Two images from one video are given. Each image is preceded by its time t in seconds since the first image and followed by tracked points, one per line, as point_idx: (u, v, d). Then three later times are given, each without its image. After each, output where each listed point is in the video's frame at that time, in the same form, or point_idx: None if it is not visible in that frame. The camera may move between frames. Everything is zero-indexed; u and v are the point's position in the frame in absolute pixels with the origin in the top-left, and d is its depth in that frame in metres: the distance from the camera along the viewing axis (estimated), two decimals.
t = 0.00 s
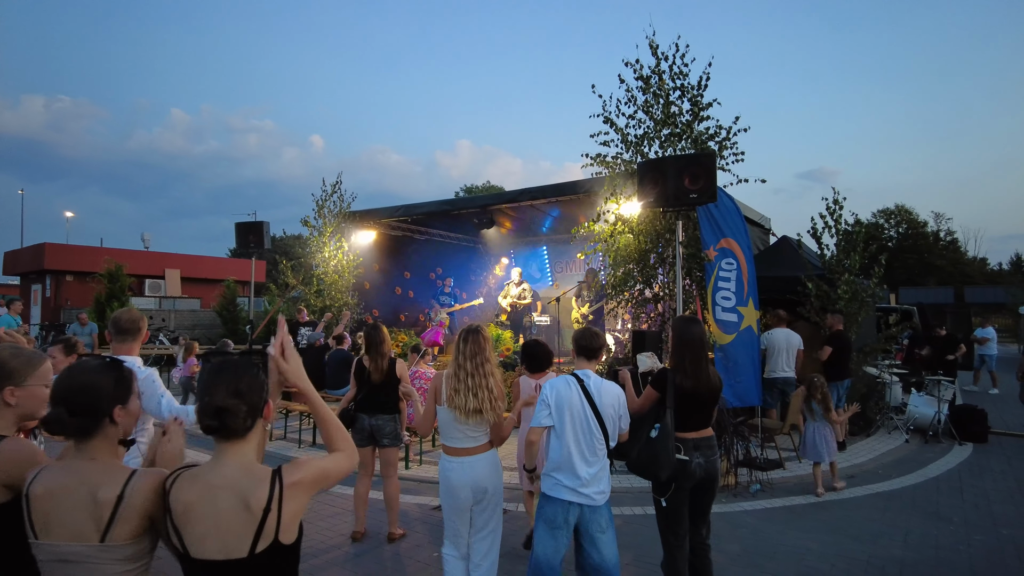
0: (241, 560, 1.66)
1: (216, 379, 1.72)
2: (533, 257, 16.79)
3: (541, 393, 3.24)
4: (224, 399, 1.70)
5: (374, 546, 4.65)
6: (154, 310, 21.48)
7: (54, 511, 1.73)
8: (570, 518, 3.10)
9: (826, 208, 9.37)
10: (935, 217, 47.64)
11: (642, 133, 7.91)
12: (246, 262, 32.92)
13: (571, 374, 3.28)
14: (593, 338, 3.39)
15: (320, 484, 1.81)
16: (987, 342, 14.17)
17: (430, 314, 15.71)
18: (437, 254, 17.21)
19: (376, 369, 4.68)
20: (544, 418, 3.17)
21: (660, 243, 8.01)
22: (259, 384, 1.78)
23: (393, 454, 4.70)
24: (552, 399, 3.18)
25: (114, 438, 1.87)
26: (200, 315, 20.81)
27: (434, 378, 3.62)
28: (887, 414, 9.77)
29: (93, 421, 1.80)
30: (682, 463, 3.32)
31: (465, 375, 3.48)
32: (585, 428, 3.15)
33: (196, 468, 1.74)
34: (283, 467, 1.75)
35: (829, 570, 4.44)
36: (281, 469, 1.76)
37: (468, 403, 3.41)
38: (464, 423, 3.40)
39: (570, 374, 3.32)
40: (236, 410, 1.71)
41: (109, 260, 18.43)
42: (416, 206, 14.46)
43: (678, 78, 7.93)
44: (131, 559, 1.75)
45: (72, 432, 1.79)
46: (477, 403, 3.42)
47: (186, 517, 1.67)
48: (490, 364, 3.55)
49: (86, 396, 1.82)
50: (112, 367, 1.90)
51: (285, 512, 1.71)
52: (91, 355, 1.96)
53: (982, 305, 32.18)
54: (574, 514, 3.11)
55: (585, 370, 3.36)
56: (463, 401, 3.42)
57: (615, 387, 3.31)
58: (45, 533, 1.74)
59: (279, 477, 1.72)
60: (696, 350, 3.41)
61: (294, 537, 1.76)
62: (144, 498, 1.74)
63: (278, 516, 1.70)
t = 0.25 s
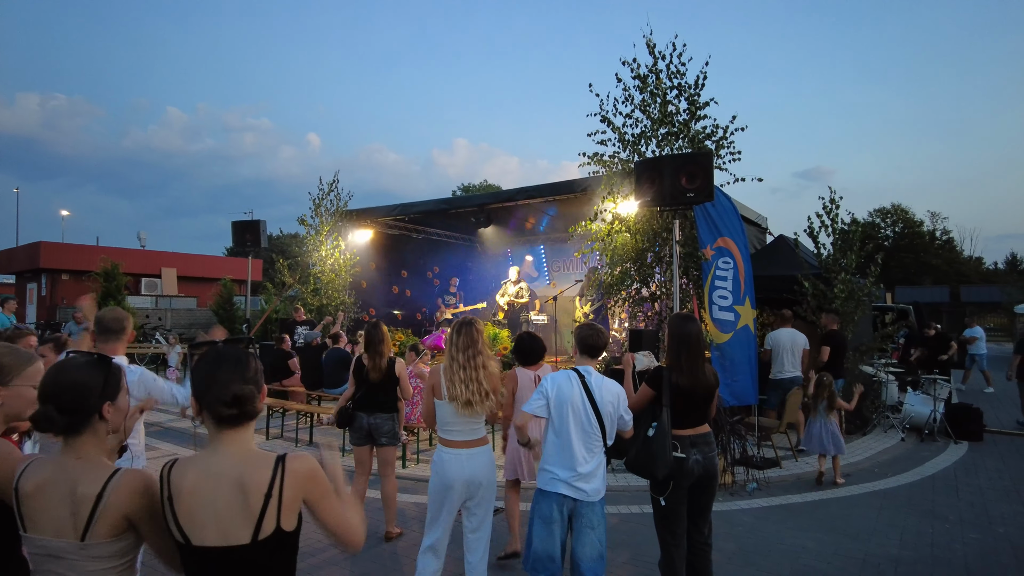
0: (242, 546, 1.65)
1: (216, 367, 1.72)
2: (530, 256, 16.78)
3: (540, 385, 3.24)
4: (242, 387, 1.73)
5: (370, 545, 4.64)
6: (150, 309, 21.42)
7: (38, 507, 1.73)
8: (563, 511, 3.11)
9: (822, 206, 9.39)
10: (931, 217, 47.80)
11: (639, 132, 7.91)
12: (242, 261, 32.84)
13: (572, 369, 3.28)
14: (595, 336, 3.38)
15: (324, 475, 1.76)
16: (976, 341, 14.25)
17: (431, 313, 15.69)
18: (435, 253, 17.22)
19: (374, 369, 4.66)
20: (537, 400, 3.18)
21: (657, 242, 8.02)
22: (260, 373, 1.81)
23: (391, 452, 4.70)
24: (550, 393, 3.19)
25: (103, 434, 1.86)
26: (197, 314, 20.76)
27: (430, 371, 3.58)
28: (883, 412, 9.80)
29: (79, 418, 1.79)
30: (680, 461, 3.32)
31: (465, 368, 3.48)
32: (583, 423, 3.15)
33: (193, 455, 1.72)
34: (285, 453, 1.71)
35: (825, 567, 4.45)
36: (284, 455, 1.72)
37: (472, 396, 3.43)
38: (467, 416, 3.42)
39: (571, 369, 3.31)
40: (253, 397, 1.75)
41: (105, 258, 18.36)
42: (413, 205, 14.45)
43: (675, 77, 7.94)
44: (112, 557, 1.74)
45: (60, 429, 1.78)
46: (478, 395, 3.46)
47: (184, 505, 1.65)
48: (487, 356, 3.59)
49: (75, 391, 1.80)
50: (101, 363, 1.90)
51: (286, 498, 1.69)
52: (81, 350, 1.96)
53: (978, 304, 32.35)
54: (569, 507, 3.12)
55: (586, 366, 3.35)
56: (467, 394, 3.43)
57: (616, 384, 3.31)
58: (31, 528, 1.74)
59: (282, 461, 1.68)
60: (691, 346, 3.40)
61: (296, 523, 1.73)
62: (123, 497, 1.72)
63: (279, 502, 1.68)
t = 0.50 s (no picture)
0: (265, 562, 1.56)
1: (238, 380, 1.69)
2: (528, 255, 16.79)
3: (537, 387, 3.24)
4: (275, 402, 1.73)
5: (369, 544, 4.63)
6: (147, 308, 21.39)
7: (36, 508, 1.73)
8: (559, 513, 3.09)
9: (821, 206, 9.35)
10: (927, 216, 47.96)
11: (637, 132, 7.92)
12: (239, 259, 32.78)
13: (566, 371, 3.26)
14: (589, 337, 3.39)
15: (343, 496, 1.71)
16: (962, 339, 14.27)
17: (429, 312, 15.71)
18: (432, 252, 17.22)
19: (370, 368, 4.63)
20: (531, 400, 3.21)
21: (655, 241, 8.02)
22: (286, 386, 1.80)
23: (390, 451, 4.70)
24: (544, 395, 3.20)
25: (105, 436, 1.86)
26: (194, 313, 20.71)
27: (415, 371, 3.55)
28: (880, 411, 9.82)
29: (77, 420, 1.78)
30: (679, 460, 3.33)
31: (450, 369, 3.48)
32: (578, 426, 3.14)
33: (212, 470, 1.65)
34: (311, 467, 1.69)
35: (822, 566, 4.46)
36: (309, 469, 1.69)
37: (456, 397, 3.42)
38: (454, 417, 3.41)
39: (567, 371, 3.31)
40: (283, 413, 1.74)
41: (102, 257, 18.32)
42: (411, 204, 14.45)
43: (673, 77, 7.95)
44: (105, 565, 1.71)
45: (62, 431, 1.78)
46: (464, 397, 3.45)
47: (203, 518, 1.57)
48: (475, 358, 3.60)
49: (76, 393, 1.81)
50: (103, 365, 1.90)
51: (312, 511, 1.62)
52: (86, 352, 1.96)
53: (974, 303, 32.47)
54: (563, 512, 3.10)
55: (579, 367, 3.34)
56: (451, 395, 3.41)
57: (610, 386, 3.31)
58: (29, 529, 1.74)
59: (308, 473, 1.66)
60: (690, 345, 3.40)
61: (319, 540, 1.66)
62: (115, 506, 1.69)
63: (305, 515, 1.61)
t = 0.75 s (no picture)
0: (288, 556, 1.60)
1: (257, 369, 1.65)
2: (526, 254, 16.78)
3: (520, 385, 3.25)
4: (280, 390, 1.65)
5: (368, 542, 4.64)
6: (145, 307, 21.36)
7: (56, 502, 1.74)
8: (548, 509, 3.11)
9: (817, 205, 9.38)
10: (924, 215, 48.14)
11: (635, 131, 7.92)
12: (237, 258, 32.73)
13: (549, 367, 3.27)
14: (571, 332, 3.34)
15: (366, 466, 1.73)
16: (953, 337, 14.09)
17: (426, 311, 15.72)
18: (431, 250, 17.22)
19: (367, 367, 4.56)
20: (517, 403, 3.20)
21: (654, 240, 8.02)
22: (297, 374, 1.74)
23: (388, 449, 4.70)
24: (526, 391, 3.20)
25: (119, 433, 1.84)
26: (191, 312, 20.68)
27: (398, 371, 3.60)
28: (878, 410, 9.84)
29: (94, 418, 1.76)
30: (677, 459, 3.32)
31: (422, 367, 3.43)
32: (562, 420, 3.15)
33: (233, 463, 1.66)
34: (326, 454, 1.67)
35: (820, 564, 4.48)
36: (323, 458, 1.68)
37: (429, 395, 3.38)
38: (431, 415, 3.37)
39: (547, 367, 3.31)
40: (290, 402, 1.67)
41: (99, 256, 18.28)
42: (409, 203, 14.43)
43: (671, 75, 7.94)
44: (127, 557, 1.74)
45: (79, 429, 1.76)
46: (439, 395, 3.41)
47: (226, 515, 1.60)
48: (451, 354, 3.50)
49: (89, 391, 1.76)
50: (116, 361, 1.85)
51: (330, 502, 1.64)
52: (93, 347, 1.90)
53: (971, 302, 32.57)
54: (552, 505, 3.12)
55: (563, 362, 3.34)
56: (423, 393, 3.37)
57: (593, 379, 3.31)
58: (48, 523, 1.75)
59: (322, 465, 1.64)
60: (689, 343, 3.40)
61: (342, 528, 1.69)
62: (139, 500, 1.70)
63: (324, 506, 1.62)
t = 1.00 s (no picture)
0: None
1: (269, 390, 1.60)
2: (524, 252, 16.77)
3: (501, 387, 3.27)
4: (281, 410, 1.57)
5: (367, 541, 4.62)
6: (143, 305, 21.32)
7: (69, 507, 1.72)
8: (533, 509, 3.13)
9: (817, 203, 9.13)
10: (921, 213, 48.28)
11: (634, 129, 7.91)
12: (234, 257, 32.68)
13: (531, 368, 3.26)
14: (548, 331, 3.34)
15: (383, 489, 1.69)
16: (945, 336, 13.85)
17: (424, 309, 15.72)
18: (429, 249, 17.21)
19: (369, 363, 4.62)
20: (498, 403, 3.22)
21: (652, 239, 8.03)
22: (310, 394, 1.66)
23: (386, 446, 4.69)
24: (507, 393, 3.22)
25: (131, 433, 1.84)
26: (189, 310, 20.64)
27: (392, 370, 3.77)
28: (876, 408, 9.85)
29: (108, 415, 1.77)
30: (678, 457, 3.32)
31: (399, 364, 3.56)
32: (544, 422, 3.15)
33: (252, 484, 1.63)
34: (341, 479, 1.63)
35: (820, 562, 4.47)
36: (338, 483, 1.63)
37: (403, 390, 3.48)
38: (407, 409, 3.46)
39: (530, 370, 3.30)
40: (294, 421, 1.59)
41: (97, 254, 18.25)
42: (407, 201, 14.42)
43: (670, 73, 7.93)
44: (140, 563, 1.71)
45: (92, 424, 1.76)
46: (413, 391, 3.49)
47: (244, 538, 1.58)
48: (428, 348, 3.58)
49: (103, 387, 1.78)
50: (132, 361, 1.87)
51: (345, 530, 1.59)
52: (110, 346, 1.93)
53: (969, 300, 32.65)
54: (539, 505, 3.13)
55: (546, 362, 3.32)
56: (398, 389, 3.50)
57: (577, 379, 3.29)
58: (60, 528, 1.73)
59: (336, 492, 1.59)
60: (689, 341, 3.40)
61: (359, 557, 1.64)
62: (154, 503, 1.69)
63: (338, 536, 1.57)
